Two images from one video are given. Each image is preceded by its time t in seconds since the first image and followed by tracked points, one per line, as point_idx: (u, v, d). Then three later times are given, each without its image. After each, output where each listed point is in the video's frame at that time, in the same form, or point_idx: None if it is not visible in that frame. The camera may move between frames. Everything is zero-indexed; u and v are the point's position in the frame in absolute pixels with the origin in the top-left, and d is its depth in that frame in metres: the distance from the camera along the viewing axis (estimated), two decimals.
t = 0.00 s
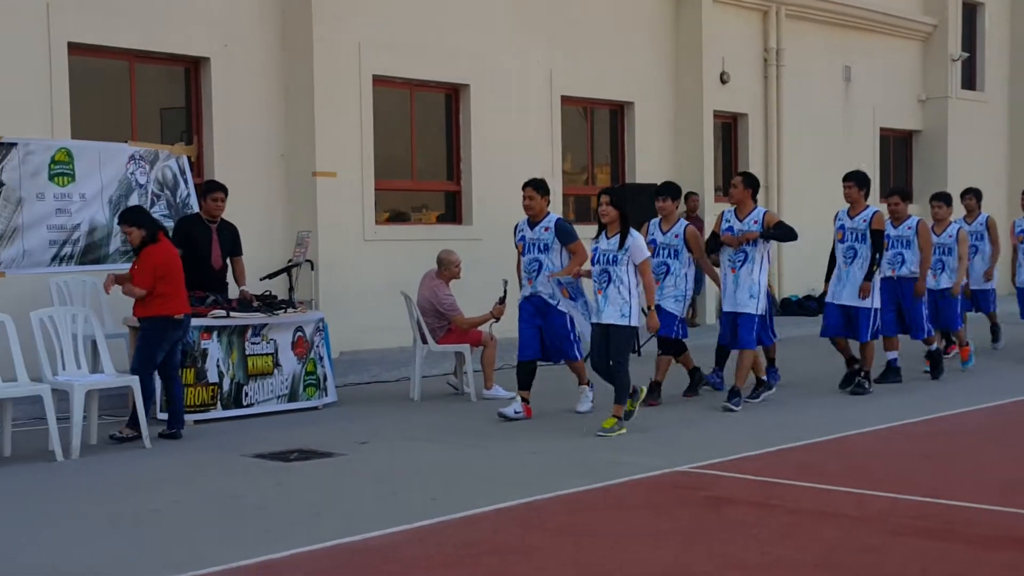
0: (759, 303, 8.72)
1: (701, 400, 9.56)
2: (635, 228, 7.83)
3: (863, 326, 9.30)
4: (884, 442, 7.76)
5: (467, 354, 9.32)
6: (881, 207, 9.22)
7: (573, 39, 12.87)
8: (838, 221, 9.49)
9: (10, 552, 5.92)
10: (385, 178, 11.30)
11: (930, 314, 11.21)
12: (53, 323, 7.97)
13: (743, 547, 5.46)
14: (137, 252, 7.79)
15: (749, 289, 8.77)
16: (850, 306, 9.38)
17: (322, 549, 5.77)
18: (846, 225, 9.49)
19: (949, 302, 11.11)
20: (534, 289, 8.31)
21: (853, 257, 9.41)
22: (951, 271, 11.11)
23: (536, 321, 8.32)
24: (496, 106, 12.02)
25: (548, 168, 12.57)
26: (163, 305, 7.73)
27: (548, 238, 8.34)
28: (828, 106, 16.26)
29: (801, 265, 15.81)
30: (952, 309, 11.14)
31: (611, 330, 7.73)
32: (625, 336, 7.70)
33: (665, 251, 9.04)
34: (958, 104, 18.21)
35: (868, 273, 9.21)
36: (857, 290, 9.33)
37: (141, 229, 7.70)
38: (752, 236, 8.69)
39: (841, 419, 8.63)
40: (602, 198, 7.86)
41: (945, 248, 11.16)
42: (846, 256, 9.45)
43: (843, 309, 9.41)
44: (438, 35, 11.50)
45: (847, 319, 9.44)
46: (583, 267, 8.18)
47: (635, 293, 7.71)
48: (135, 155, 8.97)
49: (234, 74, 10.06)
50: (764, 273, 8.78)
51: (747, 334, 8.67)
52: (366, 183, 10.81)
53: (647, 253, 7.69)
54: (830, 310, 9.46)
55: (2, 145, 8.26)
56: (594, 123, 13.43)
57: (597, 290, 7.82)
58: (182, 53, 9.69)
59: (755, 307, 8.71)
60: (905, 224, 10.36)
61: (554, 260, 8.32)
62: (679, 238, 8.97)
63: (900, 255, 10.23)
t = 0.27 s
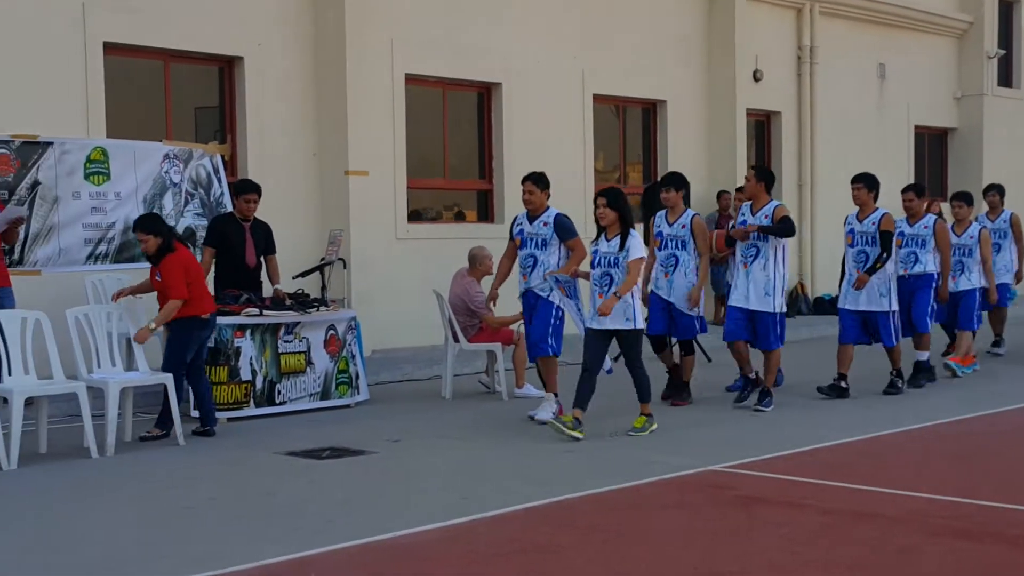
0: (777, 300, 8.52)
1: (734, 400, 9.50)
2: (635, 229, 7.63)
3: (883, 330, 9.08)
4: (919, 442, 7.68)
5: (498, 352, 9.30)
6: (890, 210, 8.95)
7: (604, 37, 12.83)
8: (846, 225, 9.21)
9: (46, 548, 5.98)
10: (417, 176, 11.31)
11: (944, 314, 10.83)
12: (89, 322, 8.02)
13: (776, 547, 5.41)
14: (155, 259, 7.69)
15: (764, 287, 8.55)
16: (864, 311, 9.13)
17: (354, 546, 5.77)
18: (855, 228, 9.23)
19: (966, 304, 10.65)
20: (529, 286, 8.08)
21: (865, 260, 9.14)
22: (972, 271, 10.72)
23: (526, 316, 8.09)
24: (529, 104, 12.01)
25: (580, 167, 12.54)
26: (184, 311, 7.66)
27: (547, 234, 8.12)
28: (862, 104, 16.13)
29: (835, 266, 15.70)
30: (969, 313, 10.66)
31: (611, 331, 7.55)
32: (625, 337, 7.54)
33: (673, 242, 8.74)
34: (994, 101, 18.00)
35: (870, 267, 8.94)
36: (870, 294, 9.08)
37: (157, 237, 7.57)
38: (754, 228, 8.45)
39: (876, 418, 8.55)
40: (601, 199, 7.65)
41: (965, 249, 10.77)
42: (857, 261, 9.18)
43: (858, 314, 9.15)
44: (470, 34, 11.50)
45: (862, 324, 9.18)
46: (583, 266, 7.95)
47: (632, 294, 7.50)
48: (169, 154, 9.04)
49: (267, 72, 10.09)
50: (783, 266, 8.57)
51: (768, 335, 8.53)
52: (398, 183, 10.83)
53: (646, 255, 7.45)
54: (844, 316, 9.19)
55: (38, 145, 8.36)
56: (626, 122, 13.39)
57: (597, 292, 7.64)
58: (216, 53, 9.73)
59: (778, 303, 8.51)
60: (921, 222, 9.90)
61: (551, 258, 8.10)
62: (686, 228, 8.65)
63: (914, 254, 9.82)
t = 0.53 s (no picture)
0: (780, 299, 8.25)
1: (759, 396, 9.46)
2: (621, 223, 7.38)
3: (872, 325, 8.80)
4: (947, 439, 7.62)
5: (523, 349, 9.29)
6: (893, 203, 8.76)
7: (629, 34, 12.80)
8: (845, 218, 9.00)
9: (75, 542, 6.03)
10: (442, 173, 11.30)
11: (963, 316, 10.56)
12: (116, 318, 8.09)
13: (802, 544, 5.39)
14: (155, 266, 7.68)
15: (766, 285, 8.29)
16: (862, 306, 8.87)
17: (379, 542, 5.78)
18: (854, 222, 9.01)
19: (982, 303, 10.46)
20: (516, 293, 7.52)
21: (865, 254, 8.91)
22: (985, 268, 10.48)
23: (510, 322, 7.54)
24: (553, 101, 11.99)
25: (605, 164, 12.51)
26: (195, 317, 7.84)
27: (536, 239, 7.49)
28: (889, 100, 16.02)
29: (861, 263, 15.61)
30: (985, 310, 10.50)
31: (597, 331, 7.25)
32: (611, 337, 7.24)
33: (666, 246, 8.55)
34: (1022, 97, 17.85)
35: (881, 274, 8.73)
36: (865, 289, 8.85)
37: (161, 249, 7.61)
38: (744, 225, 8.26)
39: (903, 416, 8.49)
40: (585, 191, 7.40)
41: (978, 245, 10.52)
42: (855, 255, 8.95)
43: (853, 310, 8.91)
44: (495, 31, 11.49)
45: (859, 320, 8.92)
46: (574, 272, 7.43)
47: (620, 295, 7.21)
48: (196, 150, 9.16)
49: (292, 69, 10.11)
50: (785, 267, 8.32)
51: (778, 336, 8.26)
52: (423, 179, 10.84)
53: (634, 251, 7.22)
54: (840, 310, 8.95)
55: (66, 142, 8.48)
56: (651, 118, 13.35)
57: (580, 288, 7.35)
58: (242, 50, 9.76)
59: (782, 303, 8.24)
60: (932, 220, 9.83)
61: (538, 263, 7.49)
62: (678, 230, 8.45)
63: (921, 253, 9.73)
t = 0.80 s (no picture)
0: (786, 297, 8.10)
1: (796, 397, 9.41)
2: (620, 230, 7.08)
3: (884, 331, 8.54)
4: (986, 441, 7.56)
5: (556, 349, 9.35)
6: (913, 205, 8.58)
7: (664, 33, 12.77)
8: (863, 220, 8.81)
9: (117, 542, 6.13)
10: (477, 173, 11.34)
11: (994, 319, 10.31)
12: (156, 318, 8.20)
13: (837, 547, 5.37)
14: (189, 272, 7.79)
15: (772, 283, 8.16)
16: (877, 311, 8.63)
17: (416, 542, 5.82)
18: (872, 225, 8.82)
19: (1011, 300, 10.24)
20: (514, 286, 7.62)
21: (882, 258, 8.70)
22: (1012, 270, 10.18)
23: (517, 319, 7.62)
24: (589, 100, 11.99)
25: (641, 163, 12.50)
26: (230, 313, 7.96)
27: (532, 231, 7.61)
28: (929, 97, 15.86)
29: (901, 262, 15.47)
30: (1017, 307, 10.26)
31: (592, 340, 6.96)
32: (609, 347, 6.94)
33: (668, 241, 8.46)
34: None
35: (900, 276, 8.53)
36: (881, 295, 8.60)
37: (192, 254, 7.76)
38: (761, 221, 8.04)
39: (942, 417, 8.42)
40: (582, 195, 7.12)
41: (1004, 248, 10.24)
42: (873, 258, 8.75)
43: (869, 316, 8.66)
44: (530, 31, 11.51)
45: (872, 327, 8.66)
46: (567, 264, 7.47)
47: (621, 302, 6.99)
48: (234, 152, 9.26)
49: (329, 70, 10.18)
50: (793, 266, 8.16)
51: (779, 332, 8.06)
52: (458, 180, 10.88)
53: (636, 258, 6.97)
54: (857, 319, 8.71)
55: (108, 145, 8.59)
56: (687, 117, 13.31)
57: (580, 295, 7.10)
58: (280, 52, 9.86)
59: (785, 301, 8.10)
60: (954, 217, 9.67)
61: (538, 256, 7.63)
62: (679, 225, 8.37)
63: (946, 251, 9.61)
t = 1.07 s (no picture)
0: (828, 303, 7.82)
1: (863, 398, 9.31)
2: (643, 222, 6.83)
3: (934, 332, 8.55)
4: None
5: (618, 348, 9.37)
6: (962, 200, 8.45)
7: (728, 30, 12.70)
8: (910, 216, 8.74)
9: (186, 536, 6.23)
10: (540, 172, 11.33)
11: None
12: (221, 315, 8.32)
13: (905, 550, 5.31)
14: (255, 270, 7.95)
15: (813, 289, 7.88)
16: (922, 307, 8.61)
17: (479, 539, 5.85)
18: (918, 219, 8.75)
19: None
20: (532, 294, 7.39)
21: (927, 253, 8.63)
22: None
23: (536, 329, 7.35)
24: (651, 99, 11.95)
25: (704, 161, 12.42)
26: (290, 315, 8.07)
27: (547, 237, 7.42)
28: (1000, 94, 15.59)
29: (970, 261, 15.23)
30: None
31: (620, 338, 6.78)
32: (636, 344, 6.75)
33: (698, 247, 8.15)
34: None
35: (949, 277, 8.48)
36: (928, 293, 8.58)
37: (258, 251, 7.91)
38: (808, 223, 7.75)
39: (1013, 420, 8.27)
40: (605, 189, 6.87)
41: None
42: (918, 254, 8.69)
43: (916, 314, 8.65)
44: (592, 30, 11.50)
45: (919, 323, 8.67)
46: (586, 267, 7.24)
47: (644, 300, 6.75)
48: (298, 151, 9.34)
49: (392, 70, 10.23)
50: (836, 271, 7.89)
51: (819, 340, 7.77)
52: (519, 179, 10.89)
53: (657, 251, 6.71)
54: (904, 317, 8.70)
55: (175, 145, 8.70)
56: (750, 115, 13.22)
57: (601, 292, 6.86)
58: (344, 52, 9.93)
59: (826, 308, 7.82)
60: (996, 216, 9.33)
61: (554, 261, 7.42)
62: (712, 230, 8.05)
63: (989, 251, 9.23)
